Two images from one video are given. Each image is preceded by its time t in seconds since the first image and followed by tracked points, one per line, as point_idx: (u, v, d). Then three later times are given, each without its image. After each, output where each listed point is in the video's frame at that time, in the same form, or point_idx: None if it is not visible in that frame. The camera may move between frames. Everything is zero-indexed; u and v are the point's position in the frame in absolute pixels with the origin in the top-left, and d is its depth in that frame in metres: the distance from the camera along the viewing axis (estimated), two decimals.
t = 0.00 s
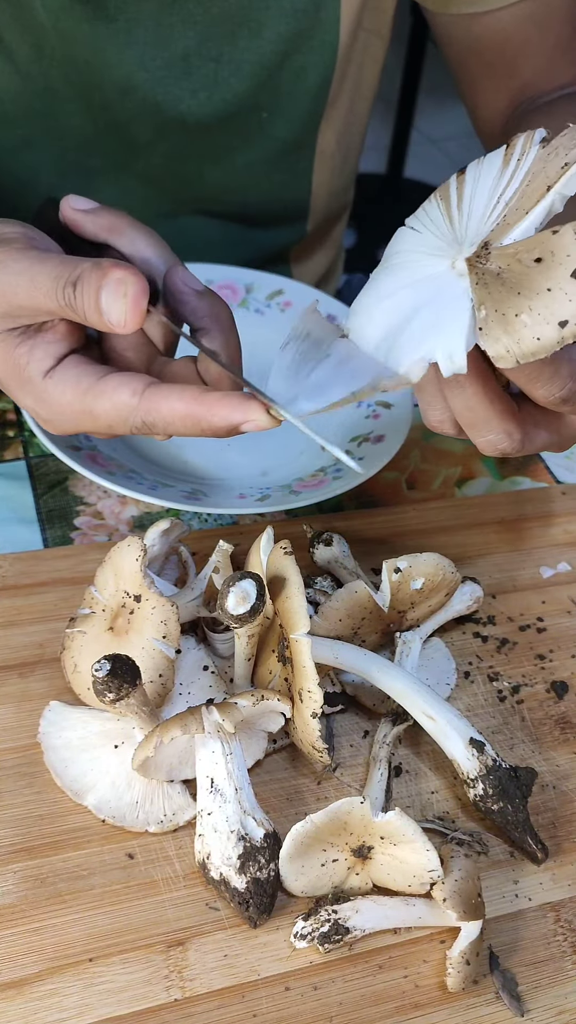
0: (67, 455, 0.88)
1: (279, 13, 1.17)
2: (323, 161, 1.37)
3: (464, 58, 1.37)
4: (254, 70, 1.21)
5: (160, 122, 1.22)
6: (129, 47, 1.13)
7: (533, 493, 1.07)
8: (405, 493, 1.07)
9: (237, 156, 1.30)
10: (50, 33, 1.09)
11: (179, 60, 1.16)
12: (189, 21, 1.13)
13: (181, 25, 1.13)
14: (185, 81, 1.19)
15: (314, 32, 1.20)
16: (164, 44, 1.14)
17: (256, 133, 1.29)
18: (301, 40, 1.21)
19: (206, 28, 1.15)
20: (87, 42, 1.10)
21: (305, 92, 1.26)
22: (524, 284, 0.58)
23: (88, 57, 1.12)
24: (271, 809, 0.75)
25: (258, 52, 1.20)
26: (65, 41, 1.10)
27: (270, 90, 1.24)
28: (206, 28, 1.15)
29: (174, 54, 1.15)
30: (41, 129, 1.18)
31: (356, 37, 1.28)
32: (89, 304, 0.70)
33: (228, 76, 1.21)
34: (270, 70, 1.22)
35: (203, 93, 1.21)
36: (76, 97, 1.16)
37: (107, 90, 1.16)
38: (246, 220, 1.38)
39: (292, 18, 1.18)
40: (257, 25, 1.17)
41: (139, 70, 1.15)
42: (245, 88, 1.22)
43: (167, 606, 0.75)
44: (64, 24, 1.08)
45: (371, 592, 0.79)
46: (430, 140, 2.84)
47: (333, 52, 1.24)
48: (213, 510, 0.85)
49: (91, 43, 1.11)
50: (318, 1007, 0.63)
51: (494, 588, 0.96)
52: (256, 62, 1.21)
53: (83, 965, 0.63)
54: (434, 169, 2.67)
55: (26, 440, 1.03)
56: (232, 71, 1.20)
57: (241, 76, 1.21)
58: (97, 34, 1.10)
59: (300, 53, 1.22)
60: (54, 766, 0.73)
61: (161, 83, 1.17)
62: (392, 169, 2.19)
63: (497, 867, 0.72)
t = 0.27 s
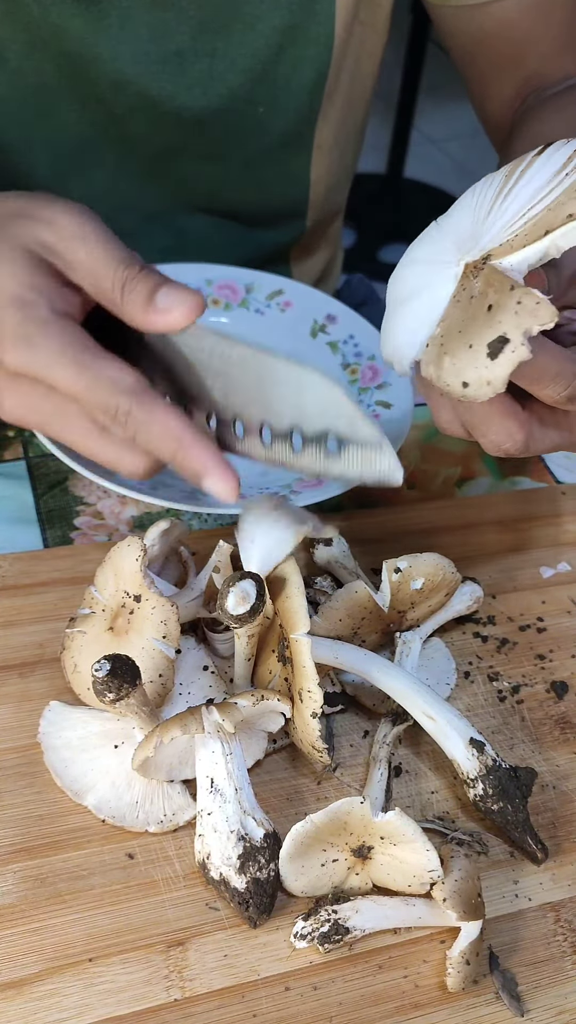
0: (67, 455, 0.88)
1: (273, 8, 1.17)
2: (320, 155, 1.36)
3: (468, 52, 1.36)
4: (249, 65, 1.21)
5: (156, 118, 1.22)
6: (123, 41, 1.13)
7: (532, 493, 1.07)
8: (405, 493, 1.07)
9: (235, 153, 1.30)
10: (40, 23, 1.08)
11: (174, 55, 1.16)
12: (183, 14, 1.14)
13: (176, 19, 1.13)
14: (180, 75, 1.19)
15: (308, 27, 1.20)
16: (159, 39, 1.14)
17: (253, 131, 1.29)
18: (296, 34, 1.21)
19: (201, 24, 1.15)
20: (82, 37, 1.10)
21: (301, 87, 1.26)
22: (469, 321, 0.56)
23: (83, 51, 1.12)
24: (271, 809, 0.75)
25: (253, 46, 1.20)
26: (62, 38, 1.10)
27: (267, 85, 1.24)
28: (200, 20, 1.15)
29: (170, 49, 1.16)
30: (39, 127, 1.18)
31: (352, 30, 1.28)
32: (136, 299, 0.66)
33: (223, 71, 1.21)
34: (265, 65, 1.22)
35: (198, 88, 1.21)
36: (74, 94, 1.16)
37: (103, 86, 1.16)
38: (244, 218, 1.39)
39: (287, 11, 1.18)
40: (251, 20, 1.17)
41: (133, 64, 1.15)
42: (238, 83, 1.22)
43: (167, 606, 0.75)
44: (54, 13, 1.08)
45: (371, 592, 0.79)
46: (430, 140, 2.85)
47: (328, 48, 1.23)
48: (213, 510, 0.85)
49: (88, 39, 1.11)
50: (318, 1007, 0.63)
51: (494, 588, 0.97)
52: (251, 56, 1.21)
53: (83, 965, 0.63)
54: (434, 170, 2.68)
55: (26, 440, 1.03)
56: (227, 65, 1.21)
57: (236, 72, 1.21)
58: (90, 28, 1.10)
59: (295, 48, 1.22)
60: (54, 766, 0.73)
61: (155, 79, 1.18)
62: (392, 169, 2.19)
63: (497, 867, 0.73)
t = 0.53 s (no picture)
0: (67, 455, 0.88)
1: (274, 6, 1.18)
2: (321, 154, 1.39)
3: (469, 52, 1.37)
4: (251, 63, 1.23)
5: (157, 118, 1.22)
6: (125, 41, 1.13)
7: (532, 493, 1.07)
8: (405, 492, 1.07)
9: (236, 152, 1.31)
10: (44, 26, 1.09)
11: (176, 55, 1.17)
12: (187, 13, 1.14)
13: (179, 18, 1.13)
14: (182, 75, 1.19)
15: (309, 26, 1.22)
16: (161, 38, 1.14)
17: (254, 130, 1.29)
18: (297, 32, 1.22)
19: (202, 23, 1.15)
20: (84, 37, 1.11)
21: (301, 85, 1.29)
22: (375, 260, 0.56)
23: (86, 51, 1.12)
24: (271, 809, 0.75)
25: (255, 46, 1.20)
26: (63, 38, 1.10)
27: (267, 82, 1.26)
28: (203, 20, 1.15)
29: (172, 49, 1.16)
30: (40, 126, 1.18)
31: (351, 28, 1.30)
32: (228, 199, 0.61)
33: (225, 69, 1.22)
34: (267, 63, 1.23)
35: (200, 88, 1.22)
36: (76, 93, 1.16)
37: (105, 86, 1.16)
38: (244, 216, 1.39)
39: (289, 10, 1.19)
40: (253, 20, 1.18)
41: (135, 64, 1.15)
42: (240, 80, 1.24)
43: (167, 606, 0.75)
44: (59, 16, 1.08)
45: (371, 592, 0.79)
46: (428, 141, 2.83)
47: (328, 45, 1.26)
48: (213, 510, 0.85)
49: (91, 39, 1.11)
50: (318, 1007, 0.63)
51: (494, 587, 0.97)
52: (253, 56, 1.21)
53: (83, 965, 0.63)
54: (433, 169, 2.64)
55: (27, 440, 1.03)
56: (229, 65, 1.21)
57: (238, 70, 1.23)
58: (93, 28, 1.10)
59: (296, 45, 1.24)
60: (54, 766, 0.73)
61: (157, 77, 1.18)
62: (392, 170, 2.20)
63: (497, 867, 0.72)
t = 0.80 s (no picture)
0: (67, 455, 0.88)
1: (275, 6, 1.18)
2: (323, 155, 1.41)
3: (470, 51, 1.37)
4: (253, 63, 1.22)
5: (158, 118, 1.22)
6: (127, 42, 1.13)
7: (532, 493, 1.07)
8: (405, 493, 1.07)
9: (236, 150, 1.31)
10: (46, 28, 1.09)
11: (178, 55, 1.17)
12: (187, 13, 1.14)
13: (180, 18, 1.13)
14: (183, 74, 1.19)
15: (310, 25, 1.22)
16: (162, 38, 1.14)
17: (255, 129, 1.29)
18: (298, 31, 1.22)
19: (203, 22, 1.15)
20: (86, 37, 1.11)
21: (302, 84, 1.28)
22: (399, 274, 0.56)
23: (87, 51, 1.12)
24: (272, 808, 0.75)
25: (256, 45, 1.21)
26: (64, 38, 1.10)
27: (269, 83, 1.26)
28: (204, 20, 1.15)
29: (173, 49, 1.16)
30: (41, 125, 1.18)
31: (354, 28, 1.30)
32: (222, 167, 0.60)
33: (228, 69, 1.22)
34: (269, 63, 1.23)
35: (202, 87, 1.22)
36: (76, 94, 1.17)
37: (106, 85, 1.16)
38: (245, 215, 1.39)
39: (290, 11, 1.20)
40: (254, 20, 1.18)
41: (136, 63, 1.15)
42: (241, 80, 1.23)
43: (167, 606, 0.75)
44: (60, 18, 1.08)
45: (371, 592, 0.79)
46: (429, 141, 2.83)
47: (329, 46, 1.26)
48: (212, 510, 0.85)
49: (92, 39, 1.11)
50: (318, 1007, 0.63)
51: (494, 588, 0.97)
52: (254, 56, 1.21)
53: (83, 965, 0.63)
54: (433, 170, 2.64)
55: (27, 440, 1.03)
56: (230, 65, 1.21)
57: (239, 71, 1.22)
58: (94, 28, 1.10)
59: (298, 46, 1.24)
60: (54, 766, 0.73)
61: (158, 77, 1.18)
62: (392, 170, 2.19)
63: (497, 867, 0.72)
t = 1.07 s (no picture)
0: (67, 455, 0.88)
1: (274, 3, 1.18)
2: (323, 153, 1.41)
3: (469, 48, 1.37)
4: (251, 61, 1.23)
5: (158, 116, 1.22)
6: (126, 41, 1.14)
7: (532, 493, 1.07)
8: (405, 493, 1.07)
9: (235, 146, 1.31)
10: (46, 26, 1.09)
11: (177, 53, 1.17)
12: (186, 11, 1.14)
13: (179, 15, 1.14)
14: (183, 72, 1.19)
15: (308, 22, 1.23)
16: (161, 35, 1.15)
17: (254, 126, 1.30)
18: (296, 28, 1.23)
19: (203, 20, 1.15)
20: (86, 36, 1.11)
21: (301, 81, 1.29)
22: (382, 285, 0.55)
23: (87, 49, 1.12)
24: (271, 809, 0.75)
25: (256, 43, 1.21)
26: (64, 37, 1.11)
27: (268, 80, 1.26)
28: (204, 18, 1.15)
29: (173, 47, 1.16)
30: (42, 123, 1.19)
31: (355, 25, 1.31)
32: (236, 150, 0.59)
33: (226, 67, 1.22)
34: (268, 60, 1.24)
35: (202, 85, 1.22)
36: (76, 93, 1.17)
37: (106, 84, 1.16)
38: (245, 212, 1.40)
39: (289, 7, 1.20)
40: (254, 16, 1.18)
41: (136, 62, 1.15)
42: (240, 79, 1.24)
43: (167, 606, 0.75)
44: (60, 16, 1.08)
45: (371, 592, 0.79)
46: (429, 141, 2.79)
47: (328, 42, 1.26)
48: (212, 510, 0.85)
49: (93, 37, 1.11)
50: (318, 1007, 0.63)
51: (494, 587, 0.97)
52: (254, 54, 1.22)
53: (83, 965, 0.63)
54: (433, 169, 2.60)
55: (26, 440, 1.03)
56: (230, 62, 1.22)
57: (237, 70, 1.23)
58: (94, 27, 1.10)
59: (297, 43, 1.24)
60: (54, 766, 0.73)
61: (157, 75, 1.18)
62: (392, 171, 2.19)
63: (497, 867, 0.72)
